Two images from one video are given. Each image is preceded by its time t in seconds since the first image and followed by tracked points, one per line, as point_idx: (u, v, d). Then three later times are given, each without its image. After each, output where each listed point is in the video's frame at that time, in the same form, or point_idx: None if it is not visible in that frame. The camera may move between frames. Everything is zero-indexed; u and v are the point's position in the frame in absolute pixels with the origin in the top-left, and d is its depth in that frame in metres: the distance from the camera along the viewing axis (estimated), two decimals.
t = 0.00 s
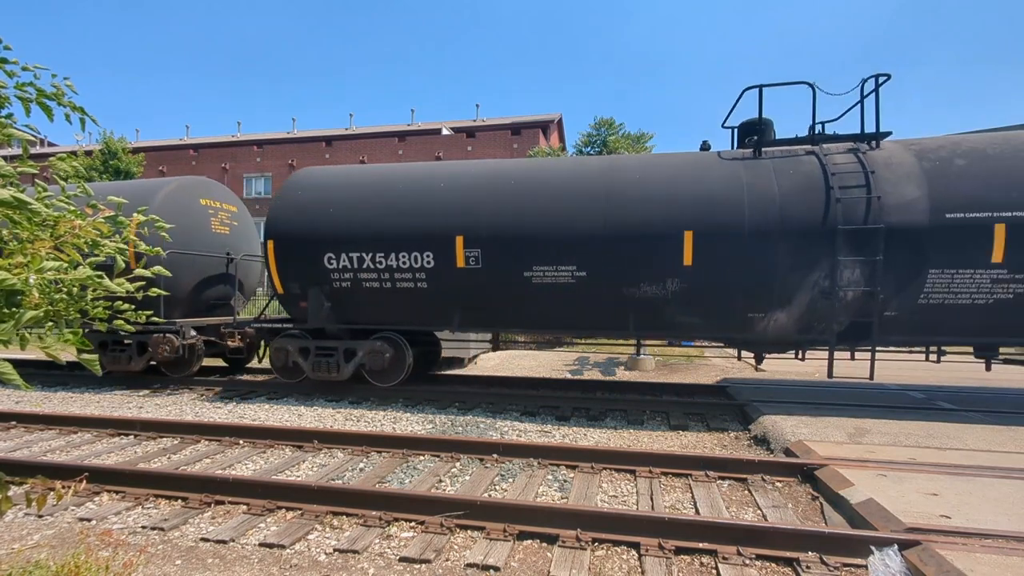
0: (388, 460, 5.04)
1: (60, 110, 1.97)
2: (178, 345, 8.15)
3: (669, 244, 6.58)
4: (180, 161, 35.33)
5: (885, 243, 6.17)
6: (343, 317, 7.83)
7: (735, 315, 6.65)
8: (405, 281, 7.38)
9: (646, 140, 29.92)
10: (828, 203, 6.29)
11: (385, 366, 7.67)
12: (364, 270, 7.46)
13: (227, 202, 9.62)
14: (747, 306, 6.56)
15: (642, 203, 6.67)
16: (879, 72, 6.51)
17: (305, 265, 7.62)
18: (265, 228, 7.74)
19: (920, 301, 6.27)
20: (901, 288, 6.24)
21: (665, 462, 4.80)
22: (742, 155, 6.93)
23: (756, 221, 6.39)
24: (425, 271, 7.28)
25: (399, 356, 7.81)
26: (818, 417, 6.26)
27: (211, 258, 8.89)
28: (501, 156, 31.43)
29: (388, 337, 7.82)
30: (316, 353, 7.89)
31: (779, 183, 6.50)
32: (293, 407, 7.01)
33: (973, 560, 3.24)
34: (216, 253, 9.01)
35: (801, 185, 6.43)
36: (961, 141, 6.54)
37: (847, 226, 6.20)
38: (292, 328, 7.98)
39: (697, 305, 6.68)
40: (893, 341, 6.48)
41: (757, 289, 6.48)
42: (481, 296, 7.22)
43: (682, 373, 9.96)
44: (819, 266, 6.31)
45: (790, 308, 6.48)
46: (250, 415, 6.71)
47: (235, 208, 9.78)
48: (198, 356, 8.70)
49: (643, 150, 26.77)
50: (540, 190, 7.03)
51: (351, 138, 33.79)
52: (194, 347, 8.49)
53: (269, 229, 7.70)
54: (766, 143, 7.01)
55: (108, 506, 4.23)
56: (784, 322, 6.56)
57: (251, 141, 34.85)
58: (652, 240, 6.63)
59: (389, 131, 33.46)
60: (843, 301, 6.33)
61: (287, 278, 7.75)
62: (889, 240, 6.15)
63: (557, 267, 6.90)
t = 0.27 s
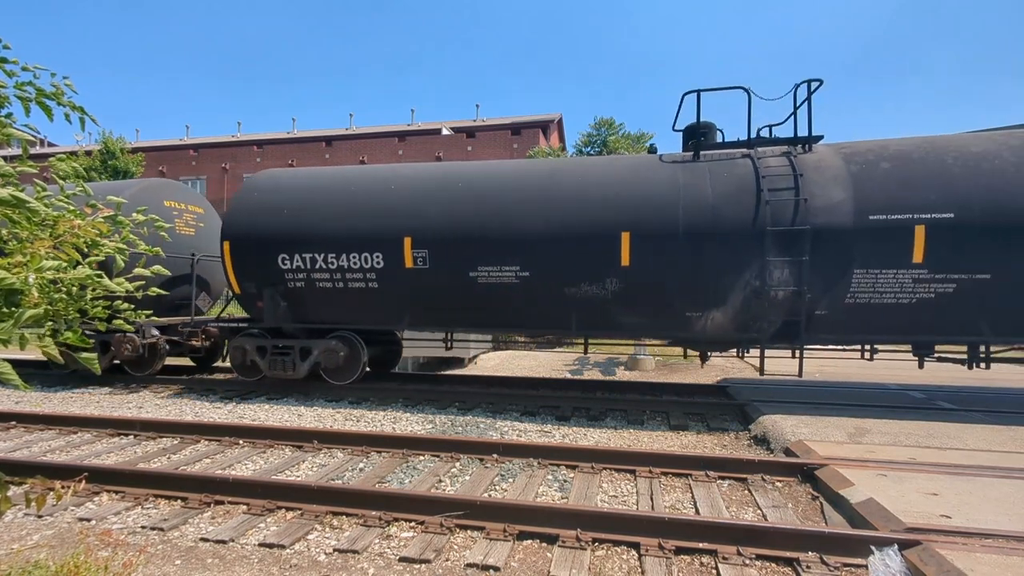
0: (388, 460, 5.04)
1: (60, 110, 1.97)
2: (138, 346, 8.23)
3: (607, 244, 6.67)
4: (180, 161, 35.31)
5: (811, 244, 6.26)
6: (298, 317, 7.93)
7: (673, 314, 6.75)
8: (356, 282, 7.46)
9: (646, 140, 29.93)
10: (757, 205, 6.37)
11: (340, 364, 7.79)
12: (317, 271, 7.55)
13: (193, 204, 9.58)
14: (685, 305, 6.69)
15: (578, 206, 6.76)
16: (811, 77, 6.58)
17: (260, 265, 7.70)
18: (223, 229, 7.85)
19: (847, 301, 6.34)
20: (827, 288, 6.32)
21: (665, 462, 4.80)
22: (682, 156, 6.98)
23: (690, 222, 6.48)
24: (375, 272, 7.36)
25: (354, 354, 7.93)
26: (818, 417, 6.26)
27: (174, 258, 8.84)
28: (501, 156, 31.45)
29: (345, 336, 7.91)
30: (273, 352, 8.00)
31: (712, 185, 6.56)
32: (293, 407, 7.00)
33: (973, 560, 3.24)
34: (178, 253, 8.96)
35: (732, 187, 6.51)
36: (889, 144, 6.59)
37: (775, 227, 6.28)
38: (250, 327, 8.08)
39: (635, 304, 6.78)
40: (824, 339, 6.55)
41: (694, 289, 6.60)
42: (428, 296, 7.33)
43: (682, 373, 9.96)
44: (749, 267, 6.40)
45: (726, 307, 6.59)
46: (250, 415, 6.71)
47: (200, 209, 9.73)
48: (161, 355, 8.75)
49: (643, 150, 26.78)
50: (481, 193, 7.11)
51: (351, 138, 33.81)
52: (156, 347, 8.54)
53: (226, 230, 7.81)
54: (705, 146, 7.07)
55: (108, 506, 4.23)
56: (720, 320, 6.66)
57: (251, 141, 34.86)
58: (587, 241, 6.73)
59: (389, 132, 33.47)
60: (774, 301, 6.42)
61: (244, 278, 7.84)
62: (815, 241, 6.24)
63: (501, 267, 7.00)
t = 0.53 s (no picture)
0: (388, 461, 5.04)
1: (61, 111, 1.97)
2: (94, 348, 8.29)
3: (546, 246, 6.76)
4: (180, 162, 35.32)
5: (740, 246, 6.33)
6: (255, 317, 8.02)
7: (614, 314, 6.83)
8: (309, 282, 7.53)
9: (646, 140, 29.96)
10: (689, 208, 6.45)
11: (295, 363, 7.87)
12: (272, 272, 7.63)
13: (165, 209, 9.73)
14: (624, 305, 6.77)
15: (518, 209, 6.86)
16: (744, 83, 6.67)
17: (216, 266, 7.79)
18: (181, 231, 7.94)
19: (779, 301, 6.40)
20: (757, 288, 6.38)
21: (665, 462, 4.80)
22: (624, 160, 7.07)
23: (625, 223, 6.58)
24: (325, 273, 7.45)
25: (309, 354, 8.01)
26: (818, 418, 6.26)
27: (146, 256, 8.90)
28: (501, 157, 31.48)
29: (300, 336, 8.00)
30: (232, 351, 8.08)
31: (649, 188, 6.65)
32: (293, 408, 7.00)
33: (973, 561, 3.24)
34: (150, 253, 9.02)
35: (666, 191, 6.59)
36: (821, 148, 6.68)
37: (706, 229, 6.36)
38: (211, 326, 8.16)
39: (576, 305, 6.86)
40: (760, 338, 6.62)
41: (634, 289, 6.68)
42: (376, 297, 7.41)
43: (682, 374, 9.96)
44: (683, 267, 6.49)
45: (663, 307, 6.68)
46: (250, 416, 6.71)
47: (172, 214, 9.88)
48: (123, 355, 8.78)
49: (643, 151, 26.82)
50: (426, 196, 7.20)
51: (352, 139, 33.84)
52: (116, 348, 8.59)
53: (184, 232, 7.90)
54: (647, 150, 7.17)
55: (108, 507, 4.22)
56: (660, 320, 6.73)
57: (251, 142, 34.89)
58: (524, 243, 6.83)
59: (389, 132, 33.50)
60: (707, 301, 6.49)
61: (200, 278, 7.92)
62: (745, 242, 6.31)
63: (447, 268, 7.08)
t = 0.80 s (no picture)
0: (388, 462, 5.04)
1: (60, 113, 1.97)
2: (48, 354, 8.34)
3: (489, 248, 6.97)
4: (180, 165, 35.30)
5: (672, 248, 6.54)
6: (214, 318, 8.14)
7: (557, 314, 7.02)
8: (264, 283, 7.72)
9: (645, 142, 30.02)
10: (625, 212, 6.66)
11: (252, 363, 8.03)
12: (228, 274, 7.81)
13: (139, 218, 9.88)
14: (567, 305, 6.97)
15: (462, 213, 7.07)
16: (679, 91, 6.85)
17: (176, 268, 7.95)
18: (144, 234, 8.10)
19: (711, 301, 6.59)
20: (690, 288, 6.59)
21: (665, 464, 4.79)
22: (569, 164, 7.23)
23: (564, 226, 6.78)
24: (279, 275, 7.64)
25: (265, 355, 8.16)
26: (818, 419, 6.26)
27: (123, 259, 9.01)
28: (500, 159, 31.51)
29: (257, 337, 8.15)
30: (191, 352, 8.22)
31: (588, 192, 6.85)
32: (293, 410, 7.00)
33: (973, 562, 3.23)
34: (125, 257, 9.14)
35: (605, 195, 6.79)
36: (753, 153, 6.84)
37: (640, 231, 6.57)
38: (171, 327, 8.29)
39: (521, 305, 7.06)
40: (698, 337, 6.79)
41: (573, 290, 6.89)
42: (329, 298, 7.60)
43: (682, 375, 9.96)
44: (619, 269, 6.70)
45: (604, 307, 6.87)
46: (250, 417, 6.71)
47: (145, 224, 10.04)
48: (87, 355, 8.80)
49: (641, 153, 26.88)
50: (376, 200, 7.40)
51: (351, 140, 33.86)
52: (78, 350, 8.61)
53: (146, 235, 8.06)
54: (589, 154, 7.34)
55: (107, 510, 4.22)
56: (600, 320, 6.92)
57: (251, 144, 34.90)
58: (469, 246, 7.04)
59: (389, 134, 33.54)
60: (644, 301, 6.69)
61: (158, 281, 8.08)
62: (677, 245, 6.53)
63: (396, 270, 7.27)
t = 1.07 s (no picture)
0: (387, 465, 5.03)
1: (58, 117, 1.96)
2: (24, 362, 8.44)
3: (431, 252, 7.09)
4: (178, 168, 35.29)
5: (606, 252, 6.65)
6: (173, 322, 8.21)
7: (501, 317, 7.09)
8: (218, 288, 7.84)
9: (643, 144, 30.10)
10: (563, 216, 6.79)
11: (211, 366, 8.13)
12: (183, 278, 7.92)
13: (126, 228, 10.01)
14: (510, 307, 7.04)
15: (406, 218, 7.21)
16: (614, 100, 7.06)
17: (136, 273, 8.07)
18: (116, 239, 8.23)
19: (646, 303, 6.67)
20: (626, 291, 6.68)
21: (665, 466, 4.78)
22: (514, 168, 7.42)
23: (506, 230, 6.90)
24: (232, 279, 7.76)
25: (225, 358, 8.26)
26: (818, 420, 6.25)
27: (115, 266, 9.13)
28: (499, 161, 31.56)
29: (216, 340, 8.24)
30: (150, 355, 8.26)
31: (530, 197, 6.98)
32: (292, 413, 6.99)
33: (973, 563, 3.23)
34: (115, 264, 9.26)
35: (544, 201, 6.92)
36: (689, 158, 6.97)
37: (576, 235, 6.69)
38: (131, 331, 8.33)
39: (466, 307, 7.14)
40: (639, 338, 6.86)
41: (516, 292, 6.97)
42: (279, 302, 7.70)
43: (682, 377, 9.96)
44: (558, 272, 6.80)
45: (545, 309, 6.94)
46: (248, 421, 6.69)
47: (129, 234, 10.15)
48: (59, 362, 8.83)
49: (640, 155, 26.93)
50: (326, 207, 7.53)
51: (350, 144, 33.89)
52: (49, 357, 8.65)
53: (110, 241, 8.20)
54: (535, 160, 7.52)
55: (105, 514, 4.20)
56: (543, 322, 6.98)
57: (250, 147, 34.93)
58: (412, 250, 7.16)
59: (387, 138, 33.60)
60: (583, 303, 6.78)
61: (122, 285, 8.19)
62: (611, 248, 6.63)
63: (345, 273, 7.39)
